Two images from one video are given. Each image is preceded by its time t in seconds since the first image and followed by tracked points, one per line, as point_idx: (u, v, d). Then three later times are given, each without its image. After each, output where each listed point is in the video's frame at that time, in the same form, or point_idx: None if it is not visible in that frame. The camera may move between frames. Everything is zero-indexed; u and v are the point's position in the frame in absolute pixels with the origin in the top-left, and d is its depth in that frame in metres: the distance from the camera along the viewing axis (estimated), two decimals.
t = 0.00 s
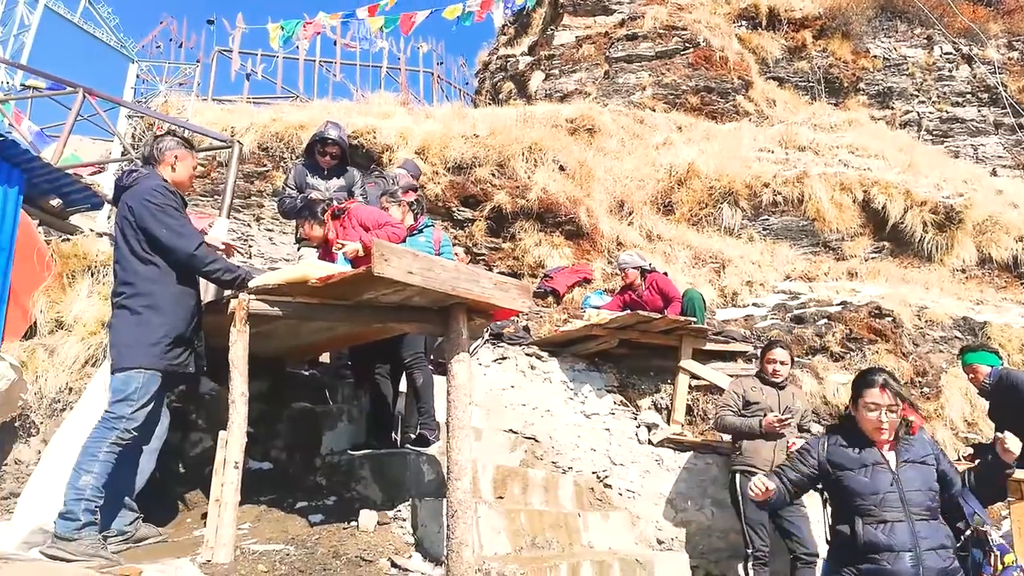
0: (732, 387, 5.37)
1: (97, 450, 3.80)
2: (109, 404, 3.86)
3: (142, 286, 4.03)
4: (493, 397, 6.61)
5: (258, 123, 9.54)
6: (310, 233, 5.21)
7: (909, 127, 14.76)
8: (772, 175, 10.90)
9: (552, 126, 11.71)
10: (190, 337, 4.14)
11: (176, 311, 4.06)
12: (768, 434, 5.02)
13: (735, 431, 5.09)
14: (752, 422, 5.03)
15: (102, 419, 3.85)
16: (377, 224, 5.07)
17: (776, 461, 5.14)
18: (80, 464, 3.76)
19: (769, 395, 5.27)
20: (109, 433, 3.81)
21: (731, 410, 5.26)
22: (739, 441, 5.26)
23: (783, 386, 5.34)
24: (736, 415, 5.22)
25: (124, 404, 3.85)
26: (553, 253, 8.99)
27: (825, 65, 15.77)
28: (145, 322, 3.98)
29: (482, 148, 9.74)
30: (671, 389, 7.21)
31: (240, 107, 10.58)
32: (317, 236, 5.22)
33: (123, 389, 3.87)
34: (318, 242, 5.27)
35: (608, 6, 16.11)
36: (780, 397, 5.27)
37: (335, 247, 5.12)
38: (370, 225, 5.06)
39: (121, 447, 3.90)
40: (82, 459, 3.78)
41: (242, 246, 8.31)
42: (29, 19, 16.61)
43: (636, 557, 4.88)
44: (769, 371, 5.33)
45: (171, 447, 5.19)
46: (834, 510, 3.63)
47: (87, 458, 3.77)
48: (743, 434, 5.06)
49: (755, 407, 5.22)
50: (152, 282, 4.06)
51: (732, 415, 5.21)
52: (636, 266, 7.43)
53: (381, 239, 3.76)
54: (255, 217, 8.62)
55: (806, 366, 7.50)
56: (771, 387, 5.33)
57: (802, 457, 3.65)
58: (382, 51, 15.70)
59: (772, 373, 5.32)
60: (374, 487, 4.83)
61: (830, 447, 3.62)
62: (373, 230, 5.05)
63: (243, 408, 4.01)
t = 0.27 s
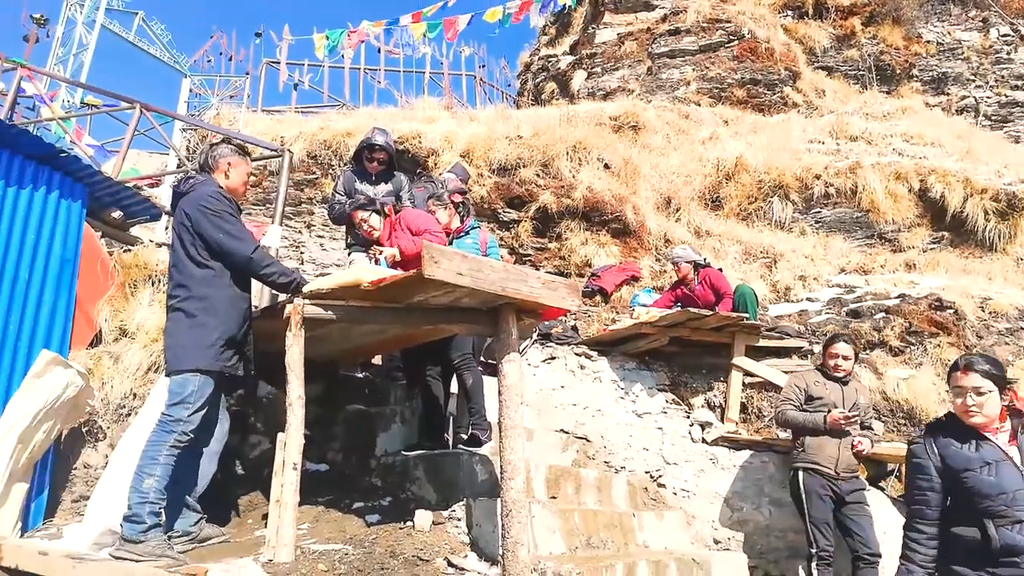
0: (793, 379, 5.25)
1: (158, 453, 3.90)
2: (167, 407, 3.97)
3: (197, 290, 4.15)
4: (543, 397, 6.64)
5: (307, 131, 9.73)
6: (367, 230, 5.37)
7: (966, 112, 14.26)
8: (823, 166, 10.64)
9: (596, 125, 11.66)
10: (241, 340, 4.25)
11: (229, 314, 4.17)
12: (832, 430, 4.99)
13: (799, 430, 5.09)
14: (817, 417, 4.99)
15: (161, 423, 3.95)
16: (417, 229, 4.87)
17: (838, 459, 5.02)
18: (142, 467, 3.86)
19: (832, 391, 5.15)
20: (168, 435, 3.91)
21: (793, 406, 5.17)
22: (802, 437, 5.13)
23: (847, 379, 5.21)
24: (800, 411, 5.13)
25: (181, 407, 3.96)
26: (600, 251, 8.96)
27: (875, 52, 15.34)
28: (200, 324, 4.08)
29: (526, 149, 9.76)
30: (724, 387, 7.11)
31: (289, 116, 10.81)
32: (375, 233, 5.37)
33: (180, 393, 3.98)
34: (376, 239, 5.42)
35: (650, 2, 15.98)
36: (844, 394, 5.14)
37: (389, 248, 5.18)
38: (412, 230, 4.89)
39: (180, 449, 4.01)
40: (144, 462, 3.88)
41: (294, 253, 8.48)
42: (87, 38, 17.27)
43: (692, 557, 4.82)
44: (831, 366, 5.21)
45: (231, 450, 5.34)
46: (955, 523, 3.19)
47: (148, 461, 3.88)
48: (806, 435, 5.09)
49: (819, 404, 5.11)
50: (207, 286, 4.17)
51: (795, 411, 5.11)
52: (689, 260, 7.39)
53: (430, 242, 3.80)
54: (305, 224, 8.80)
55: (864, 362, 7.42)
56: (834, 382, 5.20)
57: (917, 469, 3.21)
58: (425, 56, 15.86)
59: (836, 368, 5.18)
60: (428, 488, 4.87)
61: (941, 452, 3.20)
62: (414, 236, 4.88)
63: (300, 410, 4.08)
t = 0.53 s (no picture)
0: (861, 369, 5.10)
1: (225, 453, 4.03)
2: (233, 409, 4.09)
3: (259, 290, 4.26)
4: (598, 395, 6.59)
5: (359, 136, 9.91)
6: (425, 226, 5.36)
7: None
8: (883, 153, 10.31)
9: (645, 118, 11.55)
10: (297, 341, 4.36)
11: (289, 317, 4.28)
12: (902, 423, 4.86)
13: (869, 423, 4.94)
14: (887, 409, 4.86)
15: (228, 424, 4.08)
16: (469, 229, 4.95)
17: (910, 452, 4.85)
18: (211, 467, 4.00)
19: (903, 381, 4.99)
20: (235, 436, 4.04)
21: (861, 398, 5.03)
22: (872, 430, 4.96)
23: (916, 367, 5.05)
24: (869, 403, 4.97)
25: (246, 408, 4.08)
26: (653, 246, 8.87)
27: (936, 32, 14.77)
28: (262, 325, 4.19)
29: (576, 146, 9.73)
30: (784, 380, 6.93)
31: (341, 122, 11.02)
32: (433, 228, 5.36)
33: (244, 395, 4.10)
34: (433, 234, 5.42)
35: None
36: (916, 384, 4.99)
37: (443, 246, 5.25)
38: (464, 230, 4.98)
39: (246, 449, 4.13)
40: (212, 462, 4.02)
41: (350, 256, 8.65)
42: (149, 53, 17.92)
43: (756, 554, 4.73)
44: (901, 356, 5.04)
45: (295, 449, 5.49)
46: None
47: (217, 461, 4.01)
48: (875, 428, 4.93)
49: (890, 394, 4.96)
50: (268, 287, 4.28)
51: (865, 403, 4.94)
52: (755, 250, 7.24)
53: (483, 241, 3.82)
54: (360, 228, 8.98)
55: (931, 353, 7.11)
56: (905, 372, 5.04)
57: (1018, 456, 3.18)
58: (472, 57, 15.95)
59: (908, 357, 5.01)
60: (487, 485, 4.94)
61: None
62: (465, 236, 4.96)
63: (360, 409, 4.16)
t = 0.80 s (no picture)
0: (924, 358, 4.96)
1: (284, 449, 4.14)
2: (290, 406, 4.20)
3: (312, 290, 4.36)
4: (651, 387, 6.62)
5: (407, 135, 10.02)
6: (478, 220, 5.52)
7: None
8: (945, 134, 10.00)
9: (694, 107, 11.36)
10: (349, 340, 4.44)
11: (339, 316, 4.35)
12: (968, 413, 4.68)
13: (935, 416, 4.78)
14: (951, 400, 4.68)
15: (285, 421, 4.19)
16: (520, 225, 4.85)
17: (978, 443, 4.66)
18: (271, 463, 4.10)
19: (969, 369, 4.84)
20: (292, 432, 4.14)
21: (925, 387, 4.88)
22: (938, 422, 4.81)
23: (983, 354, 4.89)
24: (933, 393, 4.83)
25: (302, 405, 4.18)
26: (705, 236, 8.74)
27: (1001, 5, 14.12)
28: (314, 323, 4.29)
29: (623, 137, 9.64)
30: (843, 371, 6.74)
31: (389, 122, 11.16)
32: (486, 222, 5.50)
33: (299, 392, 4.20)
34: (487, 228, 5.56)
35: None
36: (983, 370, 4.83)
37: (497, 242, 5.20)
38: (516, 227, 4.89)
39: (305, 444, 4.22)
40: (272, 458, 4.13)
41: (401, 254, 8.77)
42: (203, 61, 18.46)
43: (817, 548, 4.61)
44: (966, 343, 4.89)
45: (353, 445, 5.61)
46: None
47: (276, 457, 4.12)
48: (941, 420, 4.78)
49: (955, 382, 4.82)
50: (321, 286, 4.38)
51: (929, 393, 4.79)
52: (821, 234, 7.30)
53: (531, 236, 3.83)
54: (410, 226, 9.09)
55: (1000, 340, 6.86)
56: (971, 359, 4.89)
57: None
58: (518, 52, 15.95)
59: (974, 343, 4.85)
60: (541, 479, 4.92)
61: None
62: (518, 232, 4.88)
63: (415, 405, 4.23)
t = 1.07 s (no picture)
0: (962, 355, 4.94)
1: (333, 441, 4.23)
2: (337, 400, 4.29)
3: (351, 289, 4.46)
4: (694, 381, 6.57)
5: (445, 133, 10.08)
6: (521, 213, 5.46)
7: None
8: (996, 117, 9.77)
9: (734, 96, 11.19)
10: (389, 338, 4.49)
11: (377, 314, 4.42)
12: (1011, 407, 4.60)
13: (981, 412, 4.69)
14: (993, 395, 4.60)
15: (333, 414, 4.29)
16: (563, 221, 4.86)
17: None
18: (322, 455, 4.22)
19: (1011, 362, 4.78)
20: (340, 424, 4.23)
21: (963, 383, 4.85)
22: (983, 418, 4.72)
23: None
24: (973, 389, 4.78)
25: (347, 399, 4.26)
26: (747, 228, 8.62)
27: None
28: (352, 321, 4.37)
29: (662, 129, 9.54)
30: (892, 362, 6.57)
31: (427, 120, 11.24)
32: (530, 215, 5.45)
33: (345, 387, 4.29)
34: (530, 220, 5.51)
35: None
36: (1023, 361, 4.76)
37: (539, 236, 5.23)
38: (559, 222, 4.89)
39: (354, 436, 4.31)
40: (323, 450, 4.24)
41: (441, 252, 8.85)
42: (246, 66, 18.84)
43: (866, 544, 4.52)
44: (1003, 335, 4.83)
45: (397, 441, 5.70)
46: None
47: (326, 449, 4.22)
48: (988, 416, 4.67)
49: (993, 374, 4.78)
50: (360, 286, 4.48)
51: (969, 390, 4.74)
52: (875, 221, 7.21)
53: (571, 233, 3.84)
54: (449, 223, 9.16)
55: None
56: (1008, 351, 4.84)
57: None
58: (554, 46, 15.90)
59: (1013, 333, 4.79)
60: (584, 474, 4.95)
61: None
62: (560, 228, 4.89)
63: (457, 402, 4.28)
